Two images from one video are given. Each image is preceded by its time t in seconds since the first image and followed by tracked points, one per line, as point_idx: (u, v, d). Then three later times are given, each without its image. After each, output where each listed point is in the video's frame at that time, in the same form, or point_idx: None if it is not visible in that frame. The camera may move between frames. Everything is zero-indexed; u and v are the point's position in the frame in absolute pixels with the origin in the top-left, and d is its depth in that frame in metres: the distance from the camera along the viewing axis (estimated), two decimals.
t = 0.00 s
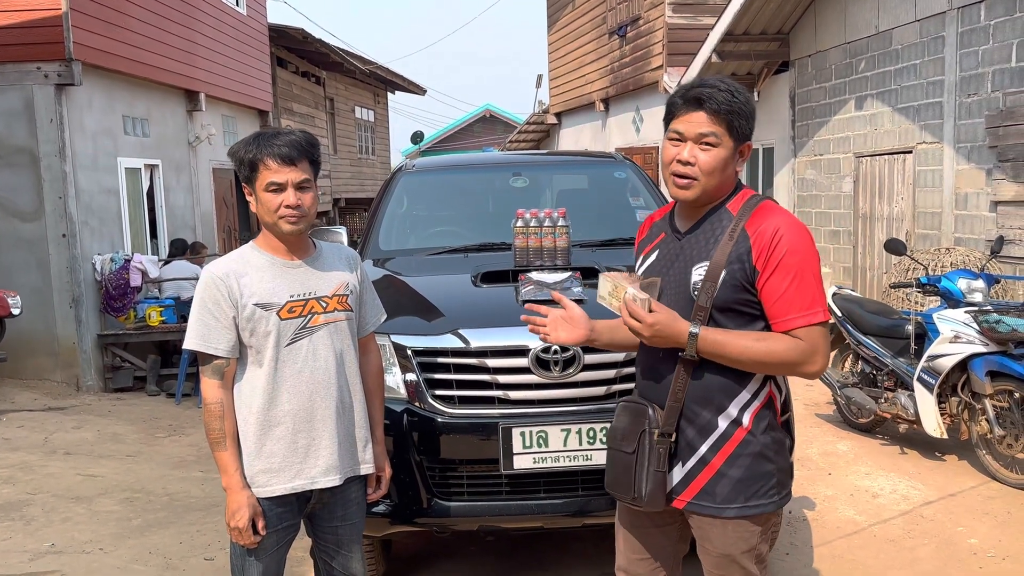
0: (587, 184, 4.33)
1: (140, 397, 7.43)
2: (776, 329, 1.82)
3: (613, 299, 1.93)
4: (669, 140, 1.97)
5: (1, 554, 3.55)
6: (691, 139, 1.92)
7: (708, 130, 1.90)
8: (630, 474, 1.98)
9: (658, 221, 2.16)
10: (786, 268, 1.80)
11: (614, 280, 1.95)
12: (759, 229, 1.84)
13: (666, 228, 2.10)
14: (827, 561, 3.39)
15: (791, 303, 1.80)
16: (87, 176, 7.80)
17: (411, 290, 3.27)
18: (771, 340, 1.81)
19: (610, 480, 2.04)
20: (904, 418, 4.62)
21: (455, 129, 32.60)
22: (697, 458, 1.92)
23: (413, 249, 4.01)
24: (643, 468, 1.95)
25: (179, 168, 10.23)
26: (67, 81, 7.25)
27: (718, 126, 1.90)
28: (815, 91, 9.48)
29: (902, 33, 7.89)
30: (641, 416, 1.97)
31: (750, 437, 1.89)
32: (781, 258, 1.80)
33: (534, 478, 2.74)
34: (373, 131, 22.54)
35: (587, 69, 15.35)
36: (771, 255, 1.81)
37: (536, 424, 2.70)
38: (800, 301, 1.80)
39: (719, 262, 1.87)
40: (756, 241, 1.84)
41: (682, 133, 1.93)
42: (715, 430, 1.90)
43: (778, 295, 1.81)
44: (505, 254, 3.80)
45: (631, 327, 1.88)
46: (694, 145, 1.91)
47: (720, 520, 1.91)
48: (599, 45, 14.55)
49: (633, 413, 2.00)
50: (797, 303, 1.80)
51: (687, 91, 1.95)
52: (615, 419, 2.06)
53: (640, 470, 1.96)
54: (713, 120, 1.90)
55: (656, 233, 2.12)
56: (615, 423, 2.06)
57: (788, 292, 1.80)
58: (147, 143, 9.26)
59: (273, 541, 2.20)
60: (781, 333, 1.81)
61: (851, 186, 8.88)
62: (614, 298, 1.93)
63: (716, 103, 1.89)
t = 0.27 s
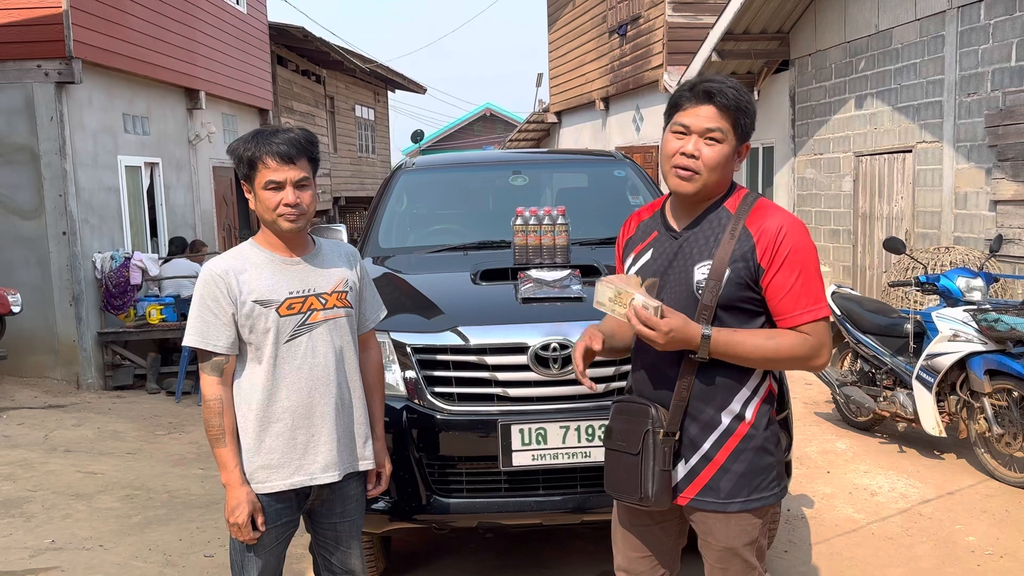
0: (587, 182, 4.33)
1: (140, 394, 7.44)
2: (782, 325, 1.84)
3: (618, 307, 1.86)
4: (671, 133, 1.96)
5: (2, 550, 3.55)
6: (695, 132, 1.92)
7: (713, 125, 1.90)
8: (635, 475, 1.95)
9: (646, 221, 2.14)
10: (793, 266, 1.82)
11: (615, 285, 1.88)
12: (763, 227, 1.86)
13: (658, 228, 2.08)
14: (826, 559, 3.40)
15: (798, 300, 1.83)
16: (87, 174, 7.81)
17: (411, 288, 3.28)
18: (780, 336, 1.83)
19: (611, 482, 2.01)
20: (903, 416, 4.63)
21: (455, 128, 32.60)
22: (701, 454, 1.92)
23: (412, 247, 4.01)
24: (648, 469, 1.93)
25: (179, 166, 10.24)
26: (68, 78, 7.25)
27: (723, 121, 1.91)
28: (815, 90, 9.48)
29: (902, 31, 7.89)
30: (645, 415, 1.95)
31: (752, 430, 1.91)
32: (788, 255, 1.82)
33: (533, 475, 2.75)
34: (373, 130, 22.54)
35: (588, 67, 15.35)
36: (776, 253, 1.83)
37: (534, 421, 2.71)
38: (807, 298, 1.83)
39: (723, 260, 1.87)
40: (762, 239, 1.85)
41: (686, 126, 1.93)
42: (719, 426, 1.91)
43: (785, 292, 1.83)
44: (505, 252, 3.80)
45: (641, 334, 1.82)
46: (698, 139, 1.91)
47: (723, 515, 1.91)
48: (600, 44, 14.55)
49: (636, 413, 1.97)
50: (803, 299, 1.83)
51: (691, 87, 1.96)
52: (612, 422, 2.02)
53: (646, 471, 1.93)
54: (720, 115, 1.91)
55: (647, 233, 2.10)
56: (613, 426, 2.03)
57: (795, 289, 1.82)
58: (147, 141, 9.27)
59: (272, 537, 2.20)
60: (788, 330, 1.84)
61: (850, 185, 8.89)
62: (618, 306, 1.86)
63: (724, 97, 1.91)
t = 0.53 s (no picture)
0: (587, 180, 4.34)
1: (140, 392, 7.44)
2: (791, 315, 1.88)
3: (646, 294, 1.82)
4: (672, 132, 1.95)
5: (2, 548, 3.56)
6: (697, 130, 1.92)
7: (714, 123, 1.91)
8: (653, 476, 1.91)
9: (636, 217, 2.07)
10: (803, 257, 1.86)
11: (646, 268, 1.82)
12: (772, 220, 1.89)
13: (656, 224, 2.02)
14: (826, 557, 3.40)
15: (808, 291, 1.87)
16: (87, 172, 7.81)
17: (412, 285, 3.28)
18: (794, 326, 1.86)
19: (621, 486, 1.95)
20: (903, 415, 4.63)
21: (455, 127, 32.58)
22: (713, 449, 1.93)
23: (413, 245, 4.02)
24: (667, 468, 1.90)
25: (179, 164, 10.23)
26: (68, 76, 7.25)
27: (723, 118, 1.92)
28: (815, 89, 9.48)
29: (902, 30, 7.89)
30: (659, 415, 1.91)
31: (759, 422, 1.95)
32: (798, 247, 1.87)
33: (533, 472, 2.75)
34: (373, 128, 22.54)
35: (588, 66, 15.34)
36: (788, 245, 1.87)
37: (535, 419, 2.71)
38: (816, 290, 1.87)
39: (738, 255, 1.88)
40: (773, 233, 1.88)
41: (687, 126, 1.92)
42: (731, 419, 1.92)
43: (796, 284, 1.87)
44: (506, 250, 3.81)
45: (674, 322, 1.79)
46: (701, 137, 1.91)
47: (734, 508, 1.93)
48: (600, 43, 14.55)
49: (647, 414, 1.92)
50: (813, 291, 1.88)
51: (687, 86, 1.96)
52: (616, 425, 1.97)
53: (664, 471, 1.90)
54: (720, 113, 1.92)
55: (644, 229, 2.04)
56: (618, 429, 1.97)
57: (805, 281, 1.86)
58: (147, 139, 9.27)
59: (273, 532, 2.21)
60: (800, 320, 1.87)
61: (851, 184, 8.89)
62: (646, 293, 1.82)
63: (724, 94, 1.92)
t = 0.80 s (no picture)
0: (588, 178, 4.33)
1: (140, 390, 7.44)
2: (787, 308, 1.96)
3: (681, 310, 1.81)
4: (676, 138, 1.92)
5: (3, 545, 3.56)
6: (703, 138, 1.89)
7: (720, 130, 1.89)
8: (678, 478, 1.88)
9: (627, 216, 1.99)
10: (798, 252, 1.94)
11: (677, 287, 1.82)
12: (769, 215, 1.95)
13: (652, 224, 1.96)
14: (826, 555, 3.40)
15: (802, 284, 1.96)
16: (87, 170, 7.80)
17: (413, 283, 3.28)
18: (794, 319, 1.94)
19: (643, 493, 1.91)
20: (904, 413, 4.64)
21: (455, 125, 32.56)
22: (725, 443, 1.95)
23: (414, 243, 4.01)
24: (693, 469, 1.88)
25: (179, 162, 10.22)
26: (68, 74, 7.24)
27: (727, 125, 1.91)
28: (816, 88, 9.47)
29: (903, 29, 7.88)
30: (678, 417, 1.89)
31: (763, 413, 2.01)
32: (794, 242, 1.94)
33: (534, 470, 2.75)
34: (373, 127, 22.52)
35: (588, 65, 15.33)
36: (786, 241, 1.94)
37: (536, 417, 2.71)
38: (807, 283, 1.96)
39: (745, 251, 1.91)
40: (773, 228, 1.94)
41: (694, 132, 1.89)
42: (740, 413, 1.96)
43: (793, 278, 1.94)
44: (507, 248, 3.80)
45: (712, 336, 1.82)
46: (707, 145, 1.89)
47: (747, 500, 1.97)
48: (600, 42, 14.54)
49: (666, 417, 1.90)
50: (805, 283, 1.97)
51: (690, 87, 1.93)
52: (629, 432, 1.94)
53: (690, 472, 1.88)
54: (725, 121, 1.90)
55: (639, 229, 1.96)
56: (631, 436, 1.94)
57: (800, 276, 1.95)
58: (147, 137, 9.26)
59: (274, 530, 2.20)
60: (796, 312, 1.96)
61: (851, 183, 8.88)
62: (681, 309, 1.82)
63: (731, 103, 1.90)
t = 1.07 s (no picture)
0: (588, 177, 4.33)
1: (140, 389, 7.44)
2: (780, 306, 1.99)
3: (688, 316, 1.79)
4: (673, 136, 1.91)
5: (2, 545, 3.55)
6: (700, 135, 1.89)
7: (716, 128, 1.89)
8: (683, 479, 1.88)
9: (622, 216, 1.98)
10: (792, 250, 1.97)
11: (683, 293, 1.78)
12: (763, 213, 1.96)
13: (648, 224, 1.95)
14: (825, 555, 3.40)
15: (794, 282, 1.99)
16: (86, 169, 7.79)
17: (413, 282, 3.28)
18: (787, 316, 1.97)
19: (648, 495, 1.91)
20: (903, 413, 4.64)
21: (454, 124, 32.54)
22: (726, 442, 1.95)
23: (413, 242, 4.01)
24: (698, 469, 1.88)
25: (179, 161, 10.21)
26: (67, 73, 7.23)
27: (723, 122, 1.91)
28: (816, 87, 9.47)
29: (902, 28, 7.88)
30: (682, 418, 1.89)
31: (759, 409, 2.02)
32: (788, 240, 1.96)
33: (534, 469, 2.75)
34: (372, 126, 22.51)
35: (588, 64, 15.32)
36: (781, 239, 1.96)
37: (536, 416, 2.71)
38: (800, 281, 2.00)
39: (743, 249, 1.92)
40: (768, 227, 1.96)
41: (691, 130, 1.89)
42: (740, 410, 1.97)
43: (786, 275, 1.97)
44: (507, 247, 3.80)
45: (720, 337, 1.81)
46: (704, 143, 1.88)
47: (748, 497, 1.97)
48: (600, 41, 14.53)
49: (670, 419, 1.90)
50: (797, 281, 1.99)
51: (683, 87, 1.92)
52: (631, 434, 1.93)
53: (695, 472, 1.88)
54: (720, 118, 1.91)
55: (636, 229, 1.95)
56: (633, 438, 1.93)
57: (794, 274, 1.98)
58: (146, 136, 9.25)
59: (274, 529, 2.20)
60: (789, 309, 1.98)
61: (851, 182, 8.88)
62: (688, 315, 1.79)
63: (726, 100, 1.91)
